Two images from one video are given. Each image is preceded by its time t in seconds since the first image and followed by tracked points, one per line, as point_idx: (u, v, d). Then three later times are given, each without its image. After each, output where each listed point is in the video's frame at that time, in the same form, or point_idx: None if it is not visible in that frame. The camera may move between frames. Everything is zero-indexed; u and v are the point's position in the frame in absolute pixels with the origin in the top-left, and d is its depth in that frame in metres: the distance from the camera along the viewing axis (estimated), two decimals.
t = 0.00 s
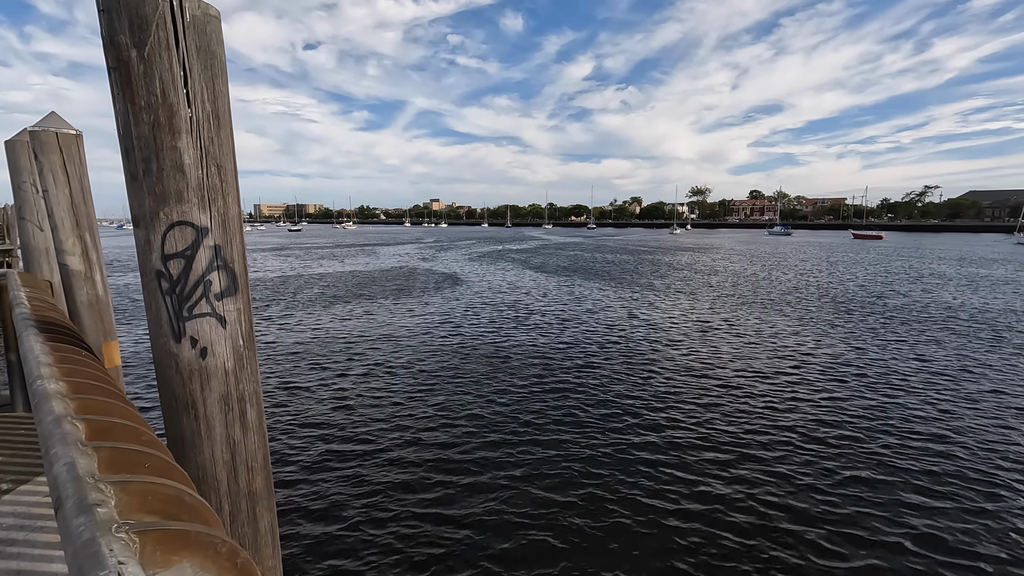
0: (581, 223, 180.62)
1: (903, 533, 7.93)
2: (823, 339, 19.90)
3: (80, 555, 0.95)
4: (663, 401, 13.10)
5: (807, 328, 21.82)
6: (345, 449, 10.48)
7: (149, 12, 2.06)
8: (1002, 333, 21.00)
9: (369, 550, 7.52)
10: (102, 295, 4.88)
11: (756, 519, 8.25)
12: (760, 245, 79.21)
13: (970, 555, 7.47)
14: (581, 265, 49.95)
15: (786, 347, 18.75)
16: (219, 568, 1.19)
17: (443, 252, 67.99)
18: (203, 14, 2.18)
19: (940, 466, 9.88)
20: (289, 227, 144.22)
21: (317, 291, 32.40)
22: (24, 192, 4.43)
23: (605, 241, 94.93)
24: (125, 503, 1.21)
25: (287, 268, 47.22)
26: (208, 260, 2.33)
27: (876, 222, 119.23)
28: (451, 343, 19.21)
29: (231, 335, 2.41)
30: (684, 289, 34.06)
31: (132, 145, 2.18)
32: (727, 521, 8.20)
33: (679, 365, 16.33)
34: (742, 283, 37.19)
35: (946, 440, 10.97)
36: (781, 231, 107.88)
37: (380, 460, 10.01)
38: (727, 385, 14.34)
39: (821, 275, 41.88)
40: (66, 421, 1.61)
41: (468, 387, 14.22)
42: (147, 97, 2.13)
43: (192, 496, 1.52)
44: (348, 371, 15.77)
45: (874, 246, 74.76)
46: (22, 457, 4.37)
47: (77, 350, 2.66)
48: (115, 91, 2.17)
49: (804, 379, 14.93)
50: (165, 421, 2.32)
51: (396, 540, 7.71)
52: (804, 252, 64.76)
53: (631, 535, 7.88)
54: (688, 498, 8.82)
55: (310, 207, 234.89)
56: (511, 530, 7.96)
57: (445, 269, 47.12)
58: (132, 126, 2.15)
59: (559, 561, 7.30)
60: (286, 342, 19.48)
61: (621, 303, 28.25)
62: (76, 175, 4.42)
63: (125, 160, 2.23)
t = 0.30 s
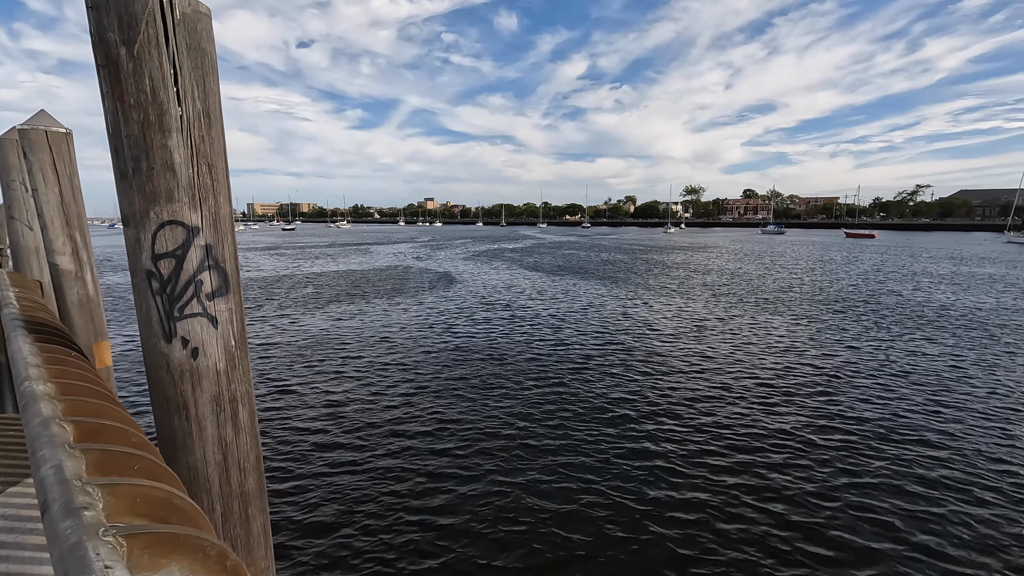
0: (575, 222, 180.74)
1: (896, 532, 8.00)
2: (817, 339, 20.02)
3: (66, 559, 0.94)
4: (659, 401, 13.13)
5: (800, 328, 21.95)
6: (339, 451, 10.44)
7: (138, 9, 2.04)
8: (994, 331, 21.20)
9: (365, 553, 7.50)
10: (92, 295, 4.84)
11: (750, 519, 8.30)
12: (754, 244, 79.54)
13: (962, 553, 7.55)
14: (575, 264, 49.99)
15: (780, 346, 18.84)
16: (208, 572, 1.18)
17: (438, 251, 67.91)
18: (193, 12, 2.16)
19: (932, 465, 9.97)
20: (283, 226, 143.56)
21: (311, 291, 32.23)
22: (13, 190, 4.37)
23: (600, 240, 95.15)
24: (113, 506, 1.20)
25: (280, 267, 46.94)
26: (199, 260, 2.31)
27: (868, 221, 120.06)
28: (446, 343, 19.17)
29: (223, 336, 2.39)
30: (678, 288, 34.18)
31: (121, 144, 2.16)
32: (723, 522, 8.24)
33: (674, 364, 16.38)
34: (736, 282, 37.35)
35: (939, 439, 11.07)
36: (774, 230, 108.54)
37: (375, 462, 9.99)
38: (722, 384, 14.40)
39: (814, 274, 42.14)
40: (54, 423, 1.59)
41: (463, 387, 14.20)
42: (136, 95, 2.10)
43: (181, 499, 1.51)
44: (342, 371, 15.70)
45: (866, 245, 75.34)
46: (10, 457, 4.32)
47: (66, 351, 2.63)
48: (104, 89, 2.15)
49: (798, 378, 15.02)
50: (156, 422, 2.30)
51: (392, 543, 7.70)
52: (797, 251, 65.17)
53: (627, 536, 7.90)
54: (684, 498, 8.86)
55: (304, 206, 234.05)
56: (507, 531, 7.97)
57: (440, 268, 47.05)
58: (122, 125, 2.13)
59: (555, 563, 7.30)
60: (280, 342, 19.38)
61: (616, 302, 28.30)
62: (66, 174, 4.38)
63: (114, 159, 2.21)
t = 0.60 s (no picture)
0: (574, 218, 180.78)
1: (893, 528, 8.03)
2: (815, 335, 20.04)
3: (60, 557, 0.93)
4: (657, 397, 13.14)
5: (798, 324, 21.99)
6: (337, 448, 10.42)
7: (132, 2, 2.01)
8: (991, 328, 21.25)
9: (363, 550, 7.49)
10: (88, 291, 4.81)
11: (748, 515, 8.33)
12: (752, 240, 79.54)
13: (959, 549, 7.58)
14: (573, 260, 49.95)
15: (779, 342, 18.84)
16: (204, 568, 1.18)
17: (437, 247, 67.79)
18: (189, 5, 2.13)
19: (929, 461, 10.01)
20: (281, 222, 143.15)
21: (308, 287, 32.13)
22: (8, 185, 4.33)
23: (598, 236, 95.12)
24: (109, 501, 1.20)
25: (277, 263, 46.76)
26: (196, 255, 2.29)
27: (866, 217, 120.26)
28: (445, 339, 19.14)
29: (219, 331, 2.38)
30: (677, 284, 34.17)
31: (116, 138, 2.14)
32: (721, 518, 8.27)
33: (672, 361, 16.39)
34: (735, 279, 37.37)
35: (936, 436, 11.11)
36: (772, 226, 108.62)
37: (373, 459, 9.97)
38: (720, 381, 14.43)
39: (812, 270, 42.17)
40: (49, 419, 1.58)
41: (461, 383, 14.18)
42: (131, 89, 2.08)
43: (177, 494, 1.50)
44: (340, 368, 15.66)
45: (864, 241, 75.51)
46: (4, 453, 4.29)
47: (62, 347, 2.62)
48: (97, 84, 2.13)
49: (796, 374, 15.04)
50: (152, 418, 2.29)
51: (390, 539, 7.69)
52: (796, 247, 65.26)
53: (625, 532, 7.92)
54: (682, 495, 8.87)
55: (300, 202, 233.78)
56: (505, 527, 7.97)
57: (439, 264, 46.95)
58: (117, 119, 2.11)
59: (554, 559, 7.31)
60: (278, 338, 19.32)
61: (614, 298, 28.33)
62: (61, 169, 4.34)
63: (109, 154, 2.19)
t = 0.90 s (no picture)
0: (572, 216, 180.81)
1: (890, 527, 8.07)
2: (812, 334, 20.08)
3: (55, 556, 0.92)
4: (655, 396, 13.15)
5: (796, 323, 22.02)
6: (335, 448, 10.40)
7: None
8: (988, 326, 21.33)
9: (362, 551, 7.49)
10: (84, 289, 4.79)
11: (745, 515, 8.35)
12: (751, 239, 79.60)
13: (955, 548, 7.63)
14: (571, 259, 49.94)
15: (777, 341, 18.86)
16: (200, 567, 1.18)
17: (435, 246, 67.72)
18: (184, 1, 2.11)
19: (926, 460, 10.05)
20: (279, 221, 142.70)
21: (306, 286, 32.05)
22: (2, 183, 4.30)
23: (596, 234, 95.25)
24: (104, 501, 1.19)
25: (274, 262, 46.62)
26: (192, 253, 2.28)
27: (863, 215, 120.63)
28: (443, 338, 19.11)
29: (216, 329, 2.37)
30: (675, 283, 34.20)
31: (110, 135, 2.12)
32: (718, 517, 8.30)
33: (671, 360, 16.40)
34: (732, 277, 37.42)
35: (933, 435, 11.15)
36: (769, 224, 108.89)
37: (371, 459, 9.96)
38: (718, 380, 14.44)
39: (809, 268, 42.28)
40: (44, 418, 1.56)
41: (460, 383, 14.16)
42: (126, 86, 2.06)
43: (173, 493, 1.50)
44: (338, 367, 15.62)
45: (861, 240, 75.82)
46: None
47: (57, 346, 2.60)
48: (92, 80, 2.11)
49: (794, 373, 15.07)
50: (148, 417, 2.28)
51: (389, 540, 7.70)
52: (794, 246, 65.45)
53: (623, 532, 7.94)
54: (680, 495, 8.89)
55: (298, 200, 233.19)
56: (504, 528, 7.99)
57: (437, 263, 46.87)
58: (111, 115, 2.10)
59: (553, 560, 7.33)
60: (275, 337, 19.26)
61: (612, 297, 28.32)
62: (57, 167, 4.32)
63: (104, 152, 2.18)
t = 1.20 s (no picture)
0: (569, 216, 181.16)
1: (887, 528, 8.09)
2: (808, 334, 20.16)
3: (50, 558, 0.92)
4: (653, 397, 13.15)
5: (792, 323, 22.07)
6: (332, 449, 10.36)
7: None
8: (983, 327, 21.44)
9: (359, 552, 7.45)
10: (79, 290, 4.77)
11: (743, 516, 8.36)
12: (747, 239, 79.84)
13: (951, 549, 7.65)
14: (568, 259, 49.95)
15: (774, 342, 18.90)
16: (196, 568, 1.17)
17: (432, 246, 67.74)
18: (179, 0, 2.10)
19: (923, 461, 10.07)
20: (275, 221, 142.41)
21: (302, 287, 31.96)
22: None
23: (593, 235, 95.47)
24: (99, 502, 1.18)
25: (270, 262, 46.45)
26: (188, 253, 2.27)
27: (858, 215, 121.17)
28: (440, 339, 19.06)
29: (212, 330, 2.36)
30: (671, 283, 34.24)
31: (106, 135, 2.11)
32: (716, 519, 8.29)
33: (668, 360, 16.40)
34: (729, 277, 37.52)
35: (930, 436, 11.17)
36: (766, 225, 109.26)
37: (368, 460, 9.94)
38: (714, 380, 14.48)
39: (806, 268, 42.42)
40: (38, 420, 1.56)
41: (457, 383, 14.15)
42: (120, 86, 2.06)
43: (169, 494, 1.49)
44: (334, 368, 15.57)
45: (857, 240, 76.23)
46: None
47: (51, 347, 2.59)
48: (87, 80, 2.10)
49: (791, 374, 15.09)
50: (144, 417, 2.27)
51: (386, 541, 7.67)
52: (790, 246, 65.72)
53: (621, 532, 7.95)
54: (677, 495, 8.91)
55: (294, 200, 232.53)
56: (502, 529, 7.96)
57: (434, 263, 46.82)
58: (107, 116, 2.09)
59: (550, 561, 7.31)
60: (272, 338, 19.20)
61: (609, 298, 28.34)
62: (50, 168, 4.30)
63: (99, 152, 2.17)
